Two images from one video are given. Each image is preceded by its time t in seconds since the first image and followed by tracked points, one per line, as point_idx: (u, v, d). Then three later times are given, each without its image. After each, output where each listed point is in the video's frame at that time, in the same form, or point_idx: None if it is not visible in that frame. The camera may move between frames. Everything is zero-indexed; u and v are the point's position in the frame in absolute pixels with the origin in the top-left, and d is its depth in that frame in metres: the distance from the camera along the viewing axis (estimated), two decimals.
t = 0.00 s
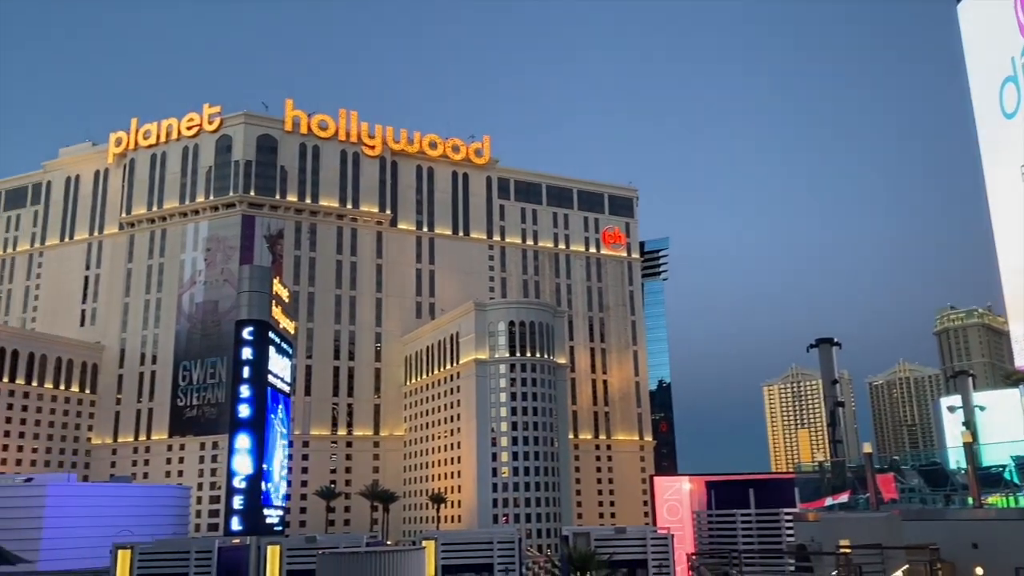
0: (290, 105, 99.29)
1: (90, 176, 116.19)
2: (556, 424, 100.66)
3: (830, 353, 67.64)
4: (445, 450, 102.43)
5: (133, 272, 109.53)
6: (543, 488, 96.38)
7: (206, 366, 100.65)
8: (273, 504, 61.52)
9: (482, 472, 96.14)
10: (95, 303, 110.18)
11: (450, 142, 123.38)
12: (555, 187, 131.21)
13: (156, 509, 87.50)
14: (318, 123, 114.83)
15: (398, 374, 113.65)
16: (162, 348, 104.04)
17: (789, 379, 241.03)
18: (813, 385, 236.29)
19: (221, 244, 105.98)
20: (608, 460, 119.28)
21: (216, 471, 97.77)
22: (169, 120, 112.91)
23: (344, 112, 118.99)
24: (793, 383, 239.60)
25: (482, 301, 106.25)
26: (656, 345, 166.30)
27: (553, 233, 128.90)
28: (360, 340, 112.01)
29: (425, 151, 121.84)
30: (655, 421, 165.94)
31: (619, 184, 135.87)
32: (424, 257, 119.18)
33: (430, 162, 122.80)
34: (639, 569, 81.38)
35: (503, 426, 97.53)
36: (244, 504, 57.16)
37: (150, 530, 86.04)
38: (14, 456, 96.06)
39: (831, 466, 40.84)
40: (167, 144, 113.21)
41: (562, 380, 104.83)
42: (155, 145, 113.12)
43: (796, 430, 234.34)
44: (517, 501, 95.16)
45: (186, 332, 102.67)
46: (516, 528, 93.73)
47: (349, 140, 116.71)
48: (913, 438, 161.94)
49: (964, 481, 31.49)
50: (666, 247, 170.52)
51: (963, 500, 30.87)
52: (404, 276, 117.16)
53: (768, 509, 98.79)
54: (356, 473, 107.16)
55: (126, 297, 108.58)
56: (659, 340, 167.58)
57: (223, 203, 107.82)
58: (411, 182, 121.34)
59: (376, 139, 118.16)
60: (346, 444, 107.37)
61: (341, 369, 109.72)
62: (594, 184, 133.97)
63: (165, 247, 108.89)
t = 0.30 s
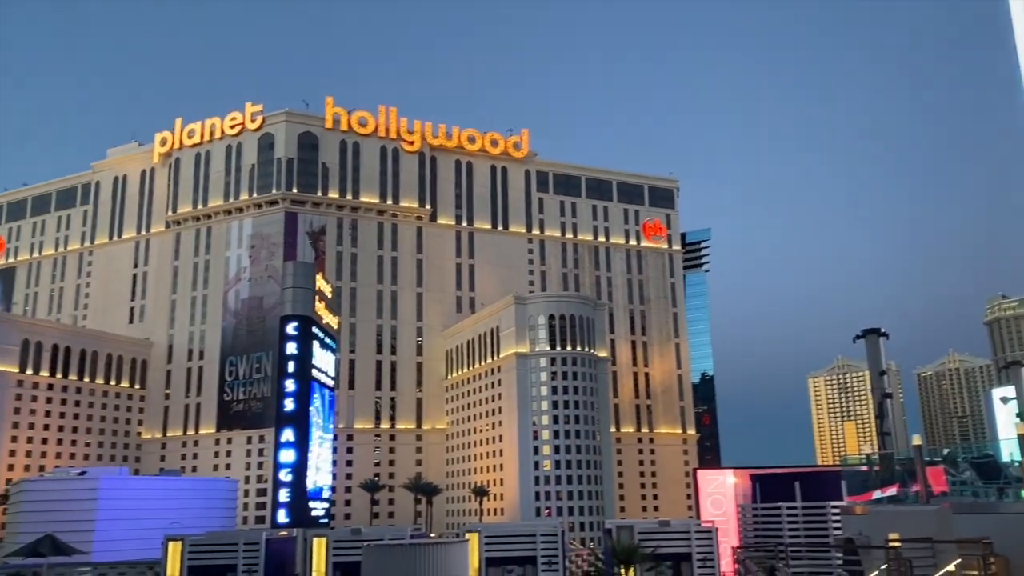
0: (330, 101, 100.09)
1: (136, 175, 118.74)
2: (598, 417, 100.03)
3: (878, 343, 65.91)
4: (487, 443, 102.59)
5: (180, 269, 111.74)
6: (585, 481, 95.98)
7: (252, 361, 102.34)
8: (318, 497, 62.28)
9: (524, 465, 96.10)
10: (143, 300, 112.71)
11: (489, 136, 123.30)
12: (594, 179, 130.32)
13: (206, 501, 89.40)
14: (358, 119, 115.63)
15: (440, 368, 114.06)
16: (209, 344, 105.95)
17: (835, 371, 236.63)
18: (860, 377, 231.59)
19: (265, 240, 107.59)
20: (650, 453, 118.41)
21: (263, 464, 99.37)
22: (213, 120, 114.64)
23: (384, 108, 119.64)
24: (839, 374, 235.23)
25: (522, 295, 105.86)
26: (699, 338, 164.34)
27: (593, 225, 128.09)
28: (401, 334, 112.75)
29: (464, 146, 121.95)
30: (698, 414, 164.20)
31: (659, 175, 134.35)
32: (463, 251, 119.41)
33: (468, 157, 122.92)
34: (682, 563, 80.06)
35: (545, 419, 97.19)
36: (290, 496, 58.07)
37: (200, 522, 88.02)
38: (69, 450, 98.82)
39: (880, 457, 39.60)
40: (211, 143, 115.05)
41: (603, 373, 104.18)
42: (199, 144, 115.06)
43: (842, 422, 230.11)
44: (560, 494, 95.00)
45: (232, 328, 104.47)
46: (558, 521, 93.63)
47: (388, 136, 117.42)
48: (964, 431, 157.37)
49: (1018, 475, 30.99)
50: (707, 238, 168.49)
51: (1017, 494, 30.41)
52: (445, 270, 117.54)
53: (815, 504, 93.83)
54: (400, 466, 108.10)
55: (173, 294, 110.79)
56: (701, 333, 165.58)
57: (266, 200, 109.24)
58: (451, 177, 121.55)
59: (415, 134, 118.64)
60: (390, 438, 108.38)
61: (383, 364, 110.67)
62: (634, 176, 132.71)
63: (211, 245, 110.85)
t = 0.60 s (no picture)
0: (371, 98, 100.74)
1: (183, 174, 121.19)
2: (641, 410, 99.29)
3: (929, 333, 64.07)
4: (530, 436, 102.60)
5: (227, 266, 113.79)
6: (630, 475, 95.46)
7: (298, 356, 103.88)
8: (364, 490, 63.00)
9: (567, 458, 95.95)
10: (192, 297, 115.16)
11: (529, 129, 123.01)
12: (636, 170, 129.19)
13: (256, 493, 91.10)
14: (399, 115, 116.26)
15: (483, 361, 114.31)
16: (256, 339, 107.80)
17: (885, 363, 231.41)
18: (911, 368, 226.05)
19: (310, 237, 108.97)
20: (695, 446, 117.18)
21: (310, 457, 100.84)
22: (257, 119, 116.40)
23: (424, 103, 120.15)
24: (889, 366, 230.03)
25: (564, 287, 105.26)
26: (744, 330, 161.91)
27: (635, 217, 127.04)
28: (444, 328, 113.31)
29: (504, 139, 121.78)
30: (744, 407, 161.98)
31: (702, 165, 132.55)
32: (504, 245, 119.41)
33: (509, 150, 122.75)
34: (728, 558, 71.13)
35: (588, 412, 96.83)
36: (337, 489, 58.80)
37: (251, 514, 89.84)
38: (123, 443, 101.54)
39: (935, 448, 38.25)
40: (255, 141, 116.86)
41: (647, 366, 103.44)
42: (244, 143, 116.95)
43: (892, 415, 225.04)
44: (604, 487, 94.71)
45: (279, 323, 106.10)
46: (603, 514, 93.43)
47: (429, 131, 117.82)
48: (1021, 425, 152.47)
49: None
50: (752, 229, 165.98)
51: None
52: (486, 264, 117.68)
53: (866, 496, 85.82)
54: (444, 458, 108.82)
55: (221, 291, 112.92)
56: (747, 324, 163.15)
57: (310, 197, 110.52)
58: (491, 171, 121.59)
59: (455, 129, 118.89)
60: (434, 431, 109.07)
61: (427, 358, 111.39)
62: (676, 166, 131.18)
63: (256, 241, 112.66)
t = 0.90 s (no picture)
0: (414, 92, 101.27)
1: (232, 173, 123.57)
2: (688, 403, 98.32)
3: (985, 323, 62.09)
4: (576, 429, 102.44)
5: (275, 263, 115.71)
6: (677, 468, 94.67)
7: (346, 350, 105.16)
8: (411, 483, 63.87)
9: (613, 451, 95.64)
10: (241, 293, 117.52)
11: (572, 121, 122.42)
12: (680, 160, 127.74)
13: (305, 485, 93.12)
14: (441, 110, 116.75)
15: (527, 354, 114.37)
16: (304, 334, 109.50)
17: (939, 353, 225.62)
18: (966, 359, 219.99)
19: (355, 233, 110.04)
20: (744, 440, 115.63)
21: (358, 450, 102.19)
22: (302, 117, 117.97)
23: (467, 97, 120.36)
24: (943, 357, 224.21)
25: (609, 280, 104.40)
26: (793, 321, 159.13)
27: (680, 208, 125.71)
28: (488, 322, 113.64)
29: (546, 132, 121.44)
30: (793, 399, 159.32)
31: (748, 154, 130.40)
32: (548, 238, 119.19)
33: (551, 143, 122.31)
34: (779, 551, 68.22)
35: (634, 405, 96.26)
36: (385, 481, 59.28)
37: (302, 507, 91.79)
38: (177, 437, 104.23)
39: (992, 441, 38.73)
40: (301, 139, 118.51)
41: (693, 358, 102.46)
42: (290, 140, 118.70)
43: (946, 406, 219.48)
44: (651, 480, 94.21)
45: (326, 318, 107.60)
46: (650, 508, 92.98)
47: (472, 125, 118.10)
48: None
49: None
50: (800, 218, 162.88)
51: None
52: (529, 257, 117.65)
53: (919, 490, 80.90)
54: (490, 451, 109.33)
55: (270, 287, 114.95)
56: (795, 315, 160.34)
57: (355, 193, 111.60)
58: (534, 163, 121.40)
59: (497, 123, 118.95)
60: (479, 424, 109.60)
61: (471, 352, 111.87)
62: (722, 156, 129.33)
63: (304, 238, 114.31)
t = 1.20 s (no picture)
0: (457, 86, 101.55)
1: (280, 171, 125.67)
2: (737, 396, 97.03)
3: None
4: (623, 422, 101.92)
5: (324, 259, 117.31)
6: (727, 462, 93.63)
7: (393, 345, 106.17)
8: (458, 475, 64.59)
9: (662, 445, 95.09)
10: (291, 289, 119.60)
11: (616, 113, 121.52)
12: (727, 150, 125.84)
13: (355, 477, 94.15)
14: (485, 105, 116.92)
15: (573, 347, 114.07)
16: (353, 328, 110.94)
17: (999, 343, 218.83)
18: None
19: (401, 228, 110.93)
20: (795, 433, 113.55)
21: (407, 443, 103.28)
22: (348, 114, 119.31)
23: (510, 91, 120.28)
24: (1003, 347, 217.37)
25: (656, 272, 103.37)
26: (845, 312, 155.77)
27: (727, 198, 123.89)
28: (534, 315, 113.63)
29: (591, 124, 120.79)
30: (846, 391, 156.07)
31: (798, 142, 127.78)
32: (593, 231, 118.61)
33: (596, 135, 121.56)
34: (832, 547, 65.35)
35: (682, 399, 95.34)
36: (433, 474, 60.07)
37: (352, 498, 93.07)
38: (230, 430, 106.69)
39: None
40: (347, 136, 119.83)
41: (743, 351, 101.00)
42: (336, 138, 120.16)
43: (1006, 398, 213.02)
44: (701, 474, 93.42)
45: (374, 312, 108.68)
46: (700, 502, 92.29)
47: (515, 119, 118.04)
48: None
49: None
50: (852, 206, 159.03)
51: None
52: (575, 250, 117.25)
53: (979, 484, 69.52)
54: (537, 445, 109.43)
55: (319, 282, 116.64)
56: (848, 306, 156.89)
57: (401, 188, 112.54)
58: (578, 156, 120.84)
59: (541, 116, 118.69)
60: (526, 417, 109.73)
61: (517, 346, 111.96)
62: (771, 145, 126.94)
63: (351, 234, 115.66)
